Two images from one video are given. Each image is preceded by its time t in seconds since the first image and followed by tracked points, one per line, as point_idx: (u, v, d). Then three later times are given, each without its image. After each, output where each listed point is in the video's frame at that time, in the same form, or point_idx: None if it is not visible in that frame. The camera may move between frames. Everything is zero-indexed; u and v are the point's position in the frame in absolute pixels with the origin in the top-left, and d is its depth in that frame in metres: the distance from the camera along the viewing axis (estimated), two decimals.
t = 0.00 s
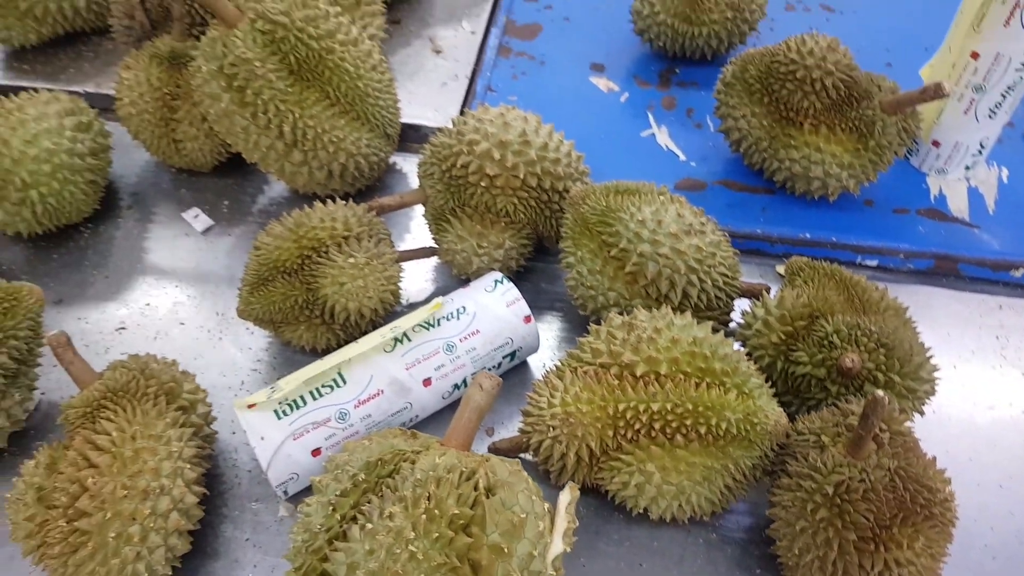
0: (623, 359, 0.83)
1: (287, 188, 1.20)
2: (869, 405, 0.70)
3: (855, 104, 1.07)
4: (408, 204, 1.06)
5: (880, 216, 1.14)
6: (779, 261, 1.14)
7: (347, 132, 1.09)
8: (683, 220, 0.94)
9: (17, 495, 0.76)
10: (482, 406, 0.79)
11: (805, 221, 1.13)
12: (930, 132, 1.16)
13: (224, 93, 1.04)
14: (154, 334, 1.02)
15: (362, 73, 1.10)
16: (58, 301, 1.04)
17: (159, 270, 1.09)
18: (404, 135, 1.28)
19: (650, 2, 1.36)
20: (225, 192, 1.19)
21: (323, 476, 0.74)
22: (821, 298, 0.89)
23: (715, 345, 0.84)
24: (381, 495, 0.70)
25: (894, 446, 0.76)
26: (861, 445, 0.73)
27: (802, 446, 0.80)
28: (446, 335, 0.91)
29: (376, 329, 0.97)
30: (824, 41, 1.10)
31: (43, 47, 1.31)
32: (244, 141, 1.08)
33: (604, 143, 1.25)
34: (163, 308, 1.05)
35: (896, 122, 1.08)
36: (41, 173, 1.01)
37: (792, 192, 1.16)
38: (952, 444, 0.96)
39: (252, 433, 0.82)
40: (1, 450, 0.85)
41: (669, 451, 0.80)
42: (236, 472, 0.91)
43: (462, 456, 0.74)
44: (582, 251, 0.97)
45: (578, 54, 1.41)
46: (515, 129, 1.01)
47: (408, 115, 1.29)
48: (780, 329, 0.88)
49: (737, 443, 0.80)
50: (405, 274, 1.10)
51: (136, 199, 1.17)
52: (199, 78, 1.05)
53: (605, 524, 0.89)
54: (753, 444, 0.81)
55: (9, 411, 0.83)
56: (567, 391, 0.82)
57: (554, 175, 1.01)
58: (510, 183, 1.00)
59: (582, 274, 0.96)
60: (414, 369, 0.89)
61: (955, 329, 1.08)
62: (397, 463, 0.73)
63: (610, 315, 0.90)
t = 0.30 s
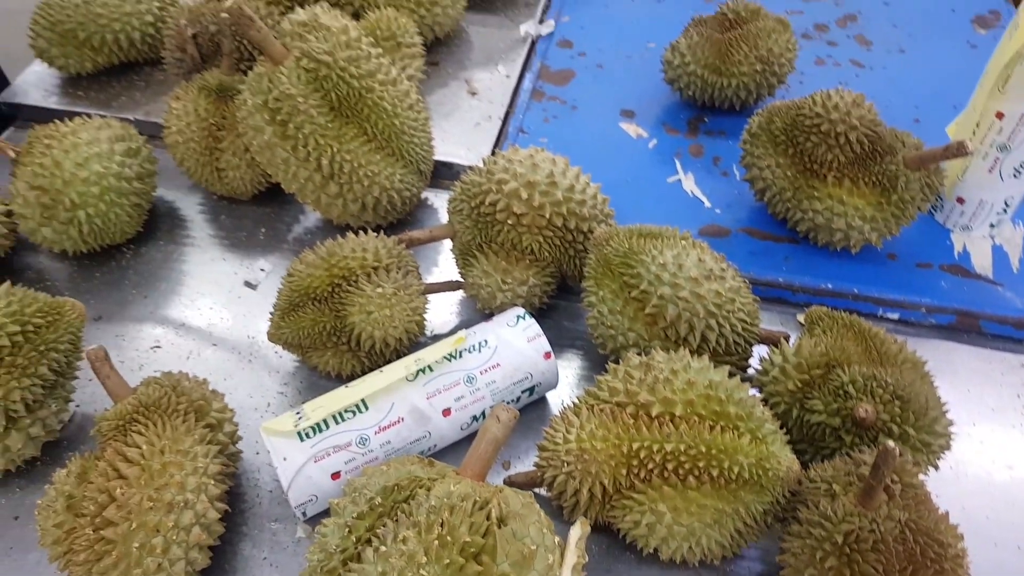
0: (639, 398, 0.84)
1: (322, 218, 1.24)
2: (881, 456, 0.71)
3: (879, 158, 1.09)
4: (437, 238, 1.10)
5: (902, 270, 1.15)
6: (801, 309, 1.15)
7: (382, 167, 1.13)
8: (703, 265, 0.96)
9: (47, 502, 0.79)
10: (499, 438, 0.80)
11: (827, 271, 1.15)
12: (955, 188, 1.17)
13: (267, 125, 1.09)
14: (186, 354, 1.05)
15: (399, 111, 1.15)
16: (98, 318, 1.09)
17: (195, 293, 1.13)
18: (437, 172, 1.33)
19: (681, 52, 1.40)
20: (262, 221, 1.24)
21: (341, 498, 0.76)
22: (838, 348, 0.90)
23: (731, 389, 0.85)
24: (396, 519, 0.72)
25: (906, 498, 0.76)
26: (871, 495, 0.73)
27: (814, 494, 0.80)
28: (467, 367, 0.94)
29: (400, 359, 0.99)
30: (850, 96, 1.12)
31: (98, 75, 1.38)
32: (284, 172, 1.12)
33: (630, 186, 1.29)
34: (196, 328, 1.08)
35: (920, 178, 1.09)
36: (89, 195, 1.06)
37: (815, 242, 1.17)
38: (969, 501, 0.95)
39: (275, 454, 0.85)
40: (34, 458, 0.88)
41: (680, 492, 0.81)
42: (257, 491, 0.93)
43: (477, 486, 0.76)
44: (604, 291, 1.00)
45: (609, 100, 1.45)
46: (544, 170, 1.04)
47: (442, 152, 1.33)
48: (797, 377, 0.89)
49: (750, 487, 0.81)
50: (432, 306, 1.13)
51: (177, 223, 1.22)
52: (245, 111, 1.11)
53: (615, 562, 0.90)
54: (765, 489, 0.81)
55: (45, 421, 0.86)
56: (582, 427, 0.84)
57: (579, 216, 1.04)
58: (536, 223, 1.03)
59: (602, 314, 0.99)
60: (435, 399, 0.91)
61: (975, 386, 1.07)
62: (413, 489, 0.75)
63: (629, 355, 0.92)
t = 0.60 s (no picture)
0: (659, 442, 0.83)
1: (352, 247, 1.26)
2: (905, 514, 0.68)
3: (912, 209, 1.08)
4: (464, 271, 1.11)
5: (934, 323, 1.12)
6: (829, 359, 1.12)
7: (413, 200, 1.15)
8: (729, 309, 0.95)
9: (66, 516, 0.80)
10: (515, 475, 0.80)
11: (856, 321, 1.13)
12: (990, 242, 1.15)
13: (303, 155, 1.11)
14: (211, 376, 1.07)
15: (432, 146, 1.17)
16: (128, 336, 1.11)
17: (224, 316, 1.15)
18: (467, 206, 1.34)
19: (714, 96, 1.41)
20: (294, 247, 1.26)
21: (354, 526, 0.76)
22: (865, 399, 0.88)
23: (753, 436, 0.84)
24: (407, 552, 0.72)
25: (932, 558, 0.74)
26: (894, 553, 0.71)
27: (835, 548, 0.77)
28: (487, 402, 0.93)
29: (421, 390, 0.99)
30: (883, 146, 1.12)
31: (145, 100, 1.43)
32: (317, 202, 1.14)
33: (659, 228, 1.29)
34: (223, 351, 1.10)
35: (954, 230, 1.08)
36: (128, 216, 1.09)
37: (845, 291, 1.15)
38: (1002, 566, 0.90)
39: (292, 479, 0.85)
40: (57, 472, 0.90)
41: (697, 539, 0.79)
42: (273, 517, 0.93)
43: (490, 522, 0.75)
44: (627, 331, 0.99)
45: (641, 142, 1.46)
46: (572, 208, 1.05)
47: (473, 187, 1.35)
48: (822, 427, 0.87)
49: (769, 538, 0.79)
50: (455, 337, 1.14)
51: (211, 247, 1.25)
52: (282, 141, 1.13)
53: None
54: (785, 541, 0.79)
55: (70, 436, 0.87)
56: (600, 468, 0.83)
57: (606, 255, 1.05)
58: (562, 260, 1.04)
59: (625, 354, 0.98)
60: (453, 432, 0.91)
61: (1010, 445, 1.02)
62: (426, 522, 0.75)
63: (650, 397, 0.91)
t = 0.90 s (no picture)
0: (666, 480, 0.82)
1: (369, 273, 1.26)
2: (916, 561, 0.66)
3: (932, 251, 1.07)
4: (478, 301, 1.11)
5: (954, 368, 1.10)
6: (846, 401, 1.10)
7: (430, 228, 1.16)
8: (743, 347, 0.94)
9: (73, 533, 0.81)
10: (519, 509, 0.79)
11: (874, 363, 1.11)
12: (1013, 287, 1.13)
13: (322, 181, 1.13)
14: (224, 398, 1.08)
15: (450, 174, 1.18)
16: (145, 355, 1.12)
17: (240, 338, 1.16)
18: (485, 235, 1.35)
19: (735, 133, 1.40)
20: (312, 272, 1.27)
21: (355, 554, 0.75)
22: (879, 444, 0.86)
23: (762, 477, 0.82)
24: None
25: None
26: None
27: None
28: (495, 433, 0.93)
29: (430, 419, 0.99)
30: (904, 187, 1.11)
31: (173, 123, 1.47)
32: (335, 227, 1.15)
33: (676, 262, 1.29)
34: (237, 373, 1.11)
35: (975, 273, 1.06)
36: (149, 237, 1.11)
37: (864, 332, 1.14)
38: None
39: (296, 505, 0.85)
40: (67, 488, 0.91)
41: None
42: (277, 542, 0.92)
43: (491, 555, 0.74)
44: (639, 366, 0.99)
45: (661, 176, 1.46)
46: (587, 240, 1.06)
47: (491, 216, 1.35)
48: (834, 471, 0.85)
49: None
50: (467, 367, 1.14)
51: (230, 269, 1.27)
52: (304, 167, 1.15)
53: None
54: None
55: (81, 453, 0.88)
56: (605, 504, 0.82)
57: (620, 288, 1.05)
58: (575, 292, 1.04)
59: (637, 389, 0.98)
60: (460, 462, 0.91)
61: None
62: (427, 554, 0.74)
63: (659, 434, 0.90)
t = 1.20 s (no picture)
0: (668, 516, 0.80)
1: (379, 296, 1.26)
2: None
3: (948, 288, 1.06)
4: (485, 327, 1.10)
5: (970, 408, 1.08)
6: (858, 439, 1.08)
7: (440, 253, 1.16)
8: (751, 382, 0.93)
9: (69, 552, 0.81)
10: (516, 542, 0.78)
11: (888, 401, 1.09)
12: None
13: (334, 205, 1.13)
14: (229, 418, 1.08)
15: (461, 199, 1.18)
16: (153, 373, 1.13)
17: (248, 358, 1.16)
18: (496, 261, 1.34)
19: (751, 163, 1.39)
20: (322, 293, 1.27)
21: None
22: (889, 485, 0.84)
23: (766, 516, 0.80)
24: None
25: None
26: None
27: None
28: (497, 462, 0.92)
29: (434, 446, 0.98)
30: (919, 222, 1.09)
31: (193, 143, 1.49)
32: (345, 249, 1.15)
33: (688, 293, 1.27)
34: (243, 394, 1.11)
35: (991, 312, 1.04)
36: (161, 256, 1.12)
37: (878, 369, 1.11)
38: None
39: (294, 531, 0.84)
40: (69, 505, 0.91)
41: None
42: (275, 567, 0.91)
43: None
44: (645, 398, 0.97)
45: (675, 205, 1.46)
46: (596, 269, 1.05)
47: (503, 241, 1.35)
48: (842, 511, 0.83)
49: None
50: (474, 394, 1.13)
51: (242, 289, 1.28)
52: (316, 190, 1.15)
53: None
54: None
55: (84, 471, 0.89)
56: (605, 539, 0.80)
57: (628, 318, 1.04)
58: (583, 321, 1.03)
59: (642, 422, 0.96)
60: (461, 491, 0.90)
61: None
62: None
63: (663, 468, 0.88)
